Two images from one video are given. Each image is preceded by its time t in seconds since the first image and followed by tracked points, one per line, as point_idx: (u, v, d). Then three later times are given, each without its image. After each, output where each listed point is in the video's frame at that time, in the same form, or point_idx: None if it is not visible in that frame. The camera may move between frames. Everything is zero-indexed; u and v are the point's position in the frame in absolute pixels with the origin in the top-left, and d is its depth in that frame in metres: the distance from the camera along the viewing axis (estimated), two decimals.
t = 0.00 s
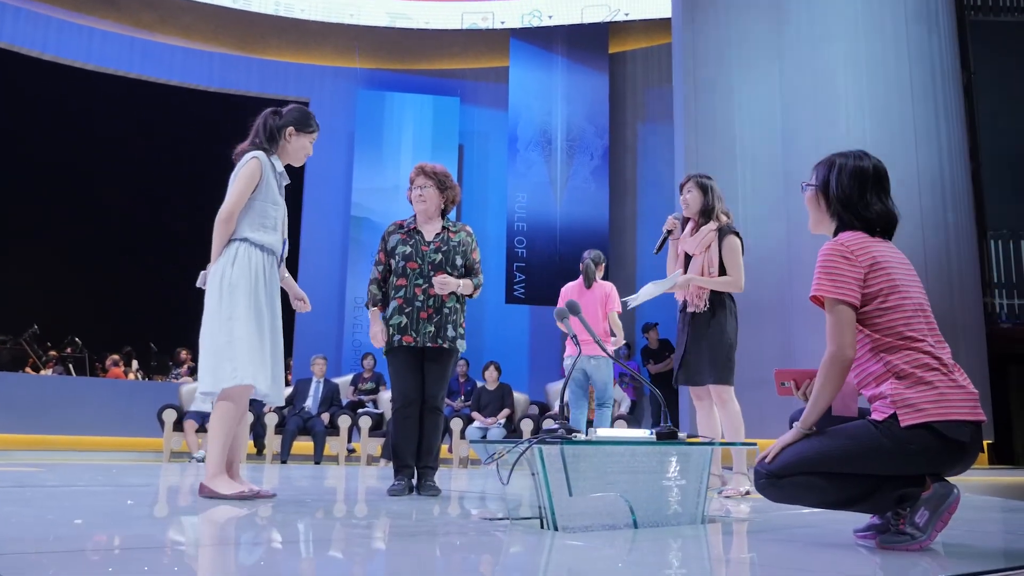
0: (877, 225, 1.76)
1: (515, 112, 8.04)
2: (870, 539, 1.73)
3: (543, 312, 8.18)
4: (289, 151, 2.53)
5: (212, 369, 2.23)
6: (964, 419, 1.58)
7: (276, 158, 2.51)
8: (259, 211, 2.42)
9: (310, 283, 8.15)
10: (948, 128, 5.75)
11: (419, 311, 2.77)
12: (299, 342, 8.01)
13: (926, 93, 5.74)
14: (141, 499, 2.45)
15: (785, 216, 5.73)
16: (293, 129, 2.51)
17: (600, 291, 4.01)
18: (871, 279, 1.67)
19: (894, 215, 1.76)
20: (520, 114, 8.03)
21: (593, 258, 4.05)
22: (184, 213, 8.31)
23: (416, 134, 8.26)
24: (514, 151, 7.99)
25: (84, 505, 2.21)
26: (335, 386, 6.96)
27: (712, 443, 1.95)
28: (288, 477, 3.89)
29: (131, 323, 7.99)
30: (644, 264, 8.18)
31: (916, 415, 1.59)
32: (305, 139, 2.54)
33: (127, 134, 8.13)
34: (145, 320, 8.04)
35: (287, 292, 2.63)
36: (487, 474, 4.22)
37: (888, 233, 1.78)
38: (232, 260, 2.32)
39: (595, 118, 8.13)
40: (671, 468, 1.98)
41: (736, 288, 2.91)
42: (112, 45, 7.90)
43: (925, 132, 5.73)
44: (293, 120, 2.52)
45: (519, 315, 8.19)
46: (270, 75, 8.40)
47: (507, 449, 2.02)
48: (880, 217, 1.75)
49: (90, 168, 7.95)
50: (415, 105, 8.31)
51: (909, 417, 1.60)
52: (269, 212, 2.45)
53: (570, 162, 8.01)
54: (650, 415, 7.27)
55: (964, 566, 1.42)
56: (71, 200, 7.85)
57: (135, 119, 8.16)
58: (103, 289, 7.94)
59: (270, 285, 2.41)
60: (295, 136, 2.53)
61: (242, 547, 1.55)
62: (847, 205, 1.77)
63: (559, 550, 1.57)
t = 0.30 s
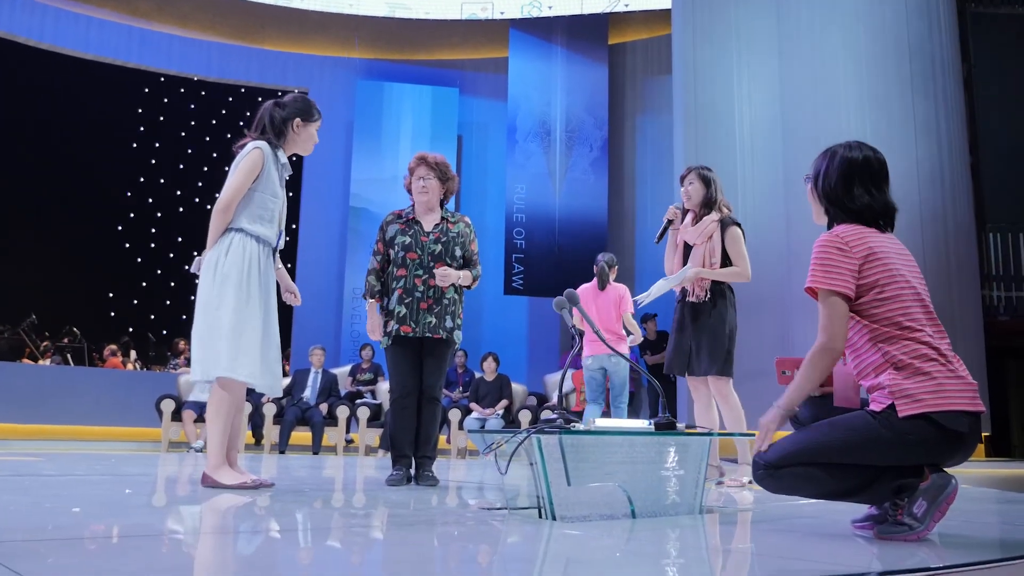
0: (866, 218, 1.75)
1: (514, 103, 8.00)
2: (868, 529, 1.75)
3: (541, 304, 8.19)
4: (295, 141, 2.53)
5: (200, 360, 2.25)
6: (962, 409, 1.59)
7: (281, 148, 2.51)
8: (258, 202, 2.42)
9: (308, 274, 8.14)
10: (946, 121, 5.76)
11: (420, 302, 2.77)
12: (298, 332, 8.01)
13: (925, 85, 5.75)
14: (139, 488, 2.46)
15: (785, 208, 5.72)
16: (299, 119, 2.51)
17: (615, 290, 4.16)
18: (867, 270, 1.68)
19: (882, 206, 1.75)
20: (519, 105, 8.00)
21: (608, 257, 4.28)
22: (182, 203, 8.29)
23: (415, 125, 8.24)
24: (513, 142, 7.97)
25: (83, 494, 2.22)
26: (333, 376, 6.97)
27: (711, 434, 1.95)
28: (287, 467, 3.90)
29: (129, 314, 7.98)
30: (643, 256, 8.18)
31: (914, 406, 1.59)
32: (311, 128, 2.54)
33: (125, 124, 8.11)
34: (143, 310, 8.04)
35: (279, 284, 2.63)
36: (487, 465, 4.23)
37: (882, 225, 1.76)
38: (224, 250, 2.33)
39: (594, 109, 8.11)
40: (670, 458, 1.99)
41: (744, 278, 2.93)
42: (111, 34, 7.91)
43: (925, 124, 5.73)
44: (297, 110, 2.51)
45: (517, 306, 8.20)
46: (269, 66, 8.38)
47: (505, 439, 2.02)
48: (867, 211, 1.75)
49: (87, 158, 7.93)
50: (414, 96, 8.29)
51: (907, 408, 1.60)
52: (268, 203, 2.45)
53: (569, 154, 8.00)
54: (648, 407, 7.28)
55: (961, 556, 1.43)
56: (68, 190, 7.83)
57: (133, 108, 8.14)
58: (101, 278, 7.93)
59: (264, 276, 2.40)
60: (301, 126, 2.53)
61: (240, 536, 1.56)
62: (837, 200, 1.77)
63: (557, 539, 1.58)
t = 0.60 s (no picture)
0: (852, 213, 1.75)
1: (510, 96, 7.97)
2: (861, 521, 1.73)
3: (536, 297, 8.19)
4: (276, 124, 2.52)
5: (202, 353, 2.23)
6: (958, 396, 1.59)
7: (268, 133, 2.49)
8: (264, 193, 2.42)
9: (304, 267, 8.13)
10: (941, 115, 5.76)
11: (423, 294, 2.77)
12: (293, 325, 8.00)
13: (922, 78, 5.75)
14: (133, 481, 2.45)
15: (781, 201, 5.72)
16: (279, 101, 2.50)
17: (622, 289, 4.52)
18: (847, 262, 1.70)
19: (868, 201, 1.75)
20: (515, 98, 7.98)
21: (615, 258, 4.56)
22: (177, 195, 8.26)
23: (410, 118, 8.22)
24: (508, 135, 7.95)
25: (76, 487, 2.21)
26: (328, 369, 6.96)
27: (706, 427, 1.94)
28: (282, 460, 3.90)
29: (124, 307, 7.95)
30: (638, 250, 8.18)
31: (902, 392, 1.61)
32: (289, 108, 2.53)
33: (120, 116, 8.07)
34: (138, 303, 8.01)
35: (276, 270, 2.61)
36: (481, 457, 4.23)
37: (871, 217, 1.76)
38: (235, 247, 2.33)
39: (590, 102, 8.10)
40: (665, 451, 1.98)
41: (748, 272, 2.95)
42: (105, 25, 7.77)
43: (921, 117, 5.72)
44: (275, 91, 2.50)
45: (512, 299, 8.20)
46: (264, 58, 8.35)
47: (500, 432, 2.01)
48: (852, 208, 1.75)
49: (81, 151, 7.89)
50: (410, 89, 8.26)
51: (896, 393, 1.62)
52: (272, 193, 2.45)
53: (565, 147, 7.98)
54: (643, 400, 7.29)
55: (956, 548, 1.43)
56: (63, 182, 7.79)
57: (128, 100, 8.09)
58: (95, 271, 7.90)
59: (269, 275, 2.42)
60: (281, 107, 2.52)
61: (235, 529, 1.55)
62: (821, 196, 1.78)
63: (551, 532, 1.57)
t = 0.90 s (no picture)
0: (846, 214, 1.75)
1: (504, 101, 7.98)
2: (854, 526, 1.73)
3: (531, 302, 8.19)
4: (263, 136, 2.52)
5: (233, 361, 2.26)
6: (940, 398, 1.58)
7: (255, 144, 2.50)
8: (263, 203, 2.46)
9: (299, 272, 8.11)
10: (934, 119, 5.78)
11: (426, 299, 2.77)
12: (288, 330, 7.98)
13: (915, 82, 5.77)
14: (127, 488, 2.44)
15: (775, 204, 5.73)
16: (263, 112, 2.51)
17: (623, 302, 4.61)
18: (836, 259, 1.70)
19: (863, 204, 1.75)
20: (509, 103, 7.98)
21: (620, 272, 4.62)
22: (172, 200, 8.24)
23: (405, 123, 8.22)
24: (503, 140, 7.95)
25: (70, 494, 2.20)
26: (323, 374, 6.94)
27: (700, 431, 1.94)
28: (277, 466, 3.89)
29: (118, 313, 7.92)
30: (634, 254, 8.19)
31: (876, 388, 1.62)
32: (275, 120, 2.54)
33: (114, 122, 8.06)
34: (132, 309, 7.99)
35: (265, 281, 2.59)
36: (477, 463, 4.22)
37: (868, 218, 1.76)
38: (239, 256, 2.35)
39: (584, 107, 8.11)
40: (658, 456, 1.99)
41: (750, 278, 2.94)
42: (99, 30, 7.84)
43: (914, 121, 5.74)
44: (259, 104, 2.51)
45: (507, 304, 8.19)
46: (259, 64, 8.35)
47: (493, 438, 2.01)
48: (847, 210, 1.75)
49: (75, 157, 7.87)
50: (405, 93, 8.27)
51: (871, 390, 1.63)
52: (270, 203, 2.49)
53: (559, 151, 7.99)
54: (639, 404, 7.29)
55: (950, 552, 1.43)
56: (57, 187, 7.77)
57: (122, 106, 8.09)
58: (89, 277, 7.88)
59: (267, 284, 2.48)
60: (265, 119, 2.52)
61: (229, 535, 1.55)
62: (814, 198, 1.78)
63: (546, 537, 1.57)
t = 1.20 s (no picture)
0: (842, 225, 1.76)
1: (503, 108, 7.99)
2: (852, 536, 1.74)
3: (528, 309, 8.19)
4: (259, 163, 2.56)
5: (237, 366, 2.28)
6: (939, 410, 1.58)
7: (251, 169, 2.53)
8: (261, 223, 2.48)
9: (297, 278, 8.10)
10: (931, 128, 5.79)
11: (428, 307, 2.76)
12: (286, 337, 7.97)
13: (914, 91, 5.78)
14: (122, 494, 2.43)
15: (773, 214, 5.76)
16: (258, 141, 2.55)
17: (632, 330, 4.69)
18: (833, 272, 1.70)
19: (857, 215, 1.75)
20: (508, 110, 8.00)
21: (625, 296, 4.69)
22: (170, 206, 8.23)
23: (403, 129, 8.24)
24: (501, 147, 7.97)
25: (65, 501, 2.19)
26: (321, 381, 6.93)
27: (697, 440, 1.95)
28: (273, 473, 3.88)
29: (116, 318, 7.92)
30: (631, 262, 8.20)
31: (877, 402, 1.62)
32: (270, 148, 2.58)
33: (112, 128, 8.06)
34: (130, 315, 7.98)
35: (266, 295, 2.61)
36: (473, 470, 4.22)
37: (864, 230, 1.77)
38: (237, 271, 2.37)
39: (583, 115, 8.13)
40: (655, 465, 1.99)
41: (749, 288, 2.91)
42: (100, 37, 7.79)
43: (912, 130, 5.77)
44: (256, 133, 2.56)
45: (505, 311, 8.19)
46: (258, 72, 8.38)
47: (490, 446, 2.01)
48: (840, 218, 1.75)
49: (73, 163, 7.87)
50: (403, 100, 8.28)
51: (871, 403, 1.63)
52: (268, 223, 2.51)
53: (557, 159, 8.01)
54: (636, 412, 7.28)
55: (947, 564, 1.42)
56: (55, 193, 7.77)
57: (120, 112, 8.09)
58: (86, 282, 7.86)
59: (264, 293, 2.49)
60: (261, 147, 2.57)
61: (225, 544, 1.54)
62: (810, 209, 1.78)
63: (543, 547, 1.56)
